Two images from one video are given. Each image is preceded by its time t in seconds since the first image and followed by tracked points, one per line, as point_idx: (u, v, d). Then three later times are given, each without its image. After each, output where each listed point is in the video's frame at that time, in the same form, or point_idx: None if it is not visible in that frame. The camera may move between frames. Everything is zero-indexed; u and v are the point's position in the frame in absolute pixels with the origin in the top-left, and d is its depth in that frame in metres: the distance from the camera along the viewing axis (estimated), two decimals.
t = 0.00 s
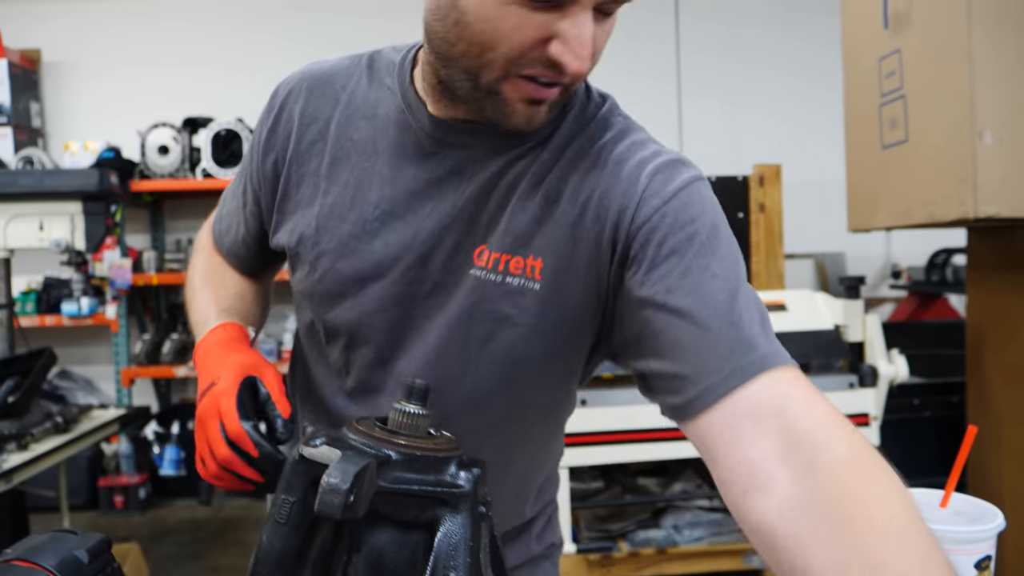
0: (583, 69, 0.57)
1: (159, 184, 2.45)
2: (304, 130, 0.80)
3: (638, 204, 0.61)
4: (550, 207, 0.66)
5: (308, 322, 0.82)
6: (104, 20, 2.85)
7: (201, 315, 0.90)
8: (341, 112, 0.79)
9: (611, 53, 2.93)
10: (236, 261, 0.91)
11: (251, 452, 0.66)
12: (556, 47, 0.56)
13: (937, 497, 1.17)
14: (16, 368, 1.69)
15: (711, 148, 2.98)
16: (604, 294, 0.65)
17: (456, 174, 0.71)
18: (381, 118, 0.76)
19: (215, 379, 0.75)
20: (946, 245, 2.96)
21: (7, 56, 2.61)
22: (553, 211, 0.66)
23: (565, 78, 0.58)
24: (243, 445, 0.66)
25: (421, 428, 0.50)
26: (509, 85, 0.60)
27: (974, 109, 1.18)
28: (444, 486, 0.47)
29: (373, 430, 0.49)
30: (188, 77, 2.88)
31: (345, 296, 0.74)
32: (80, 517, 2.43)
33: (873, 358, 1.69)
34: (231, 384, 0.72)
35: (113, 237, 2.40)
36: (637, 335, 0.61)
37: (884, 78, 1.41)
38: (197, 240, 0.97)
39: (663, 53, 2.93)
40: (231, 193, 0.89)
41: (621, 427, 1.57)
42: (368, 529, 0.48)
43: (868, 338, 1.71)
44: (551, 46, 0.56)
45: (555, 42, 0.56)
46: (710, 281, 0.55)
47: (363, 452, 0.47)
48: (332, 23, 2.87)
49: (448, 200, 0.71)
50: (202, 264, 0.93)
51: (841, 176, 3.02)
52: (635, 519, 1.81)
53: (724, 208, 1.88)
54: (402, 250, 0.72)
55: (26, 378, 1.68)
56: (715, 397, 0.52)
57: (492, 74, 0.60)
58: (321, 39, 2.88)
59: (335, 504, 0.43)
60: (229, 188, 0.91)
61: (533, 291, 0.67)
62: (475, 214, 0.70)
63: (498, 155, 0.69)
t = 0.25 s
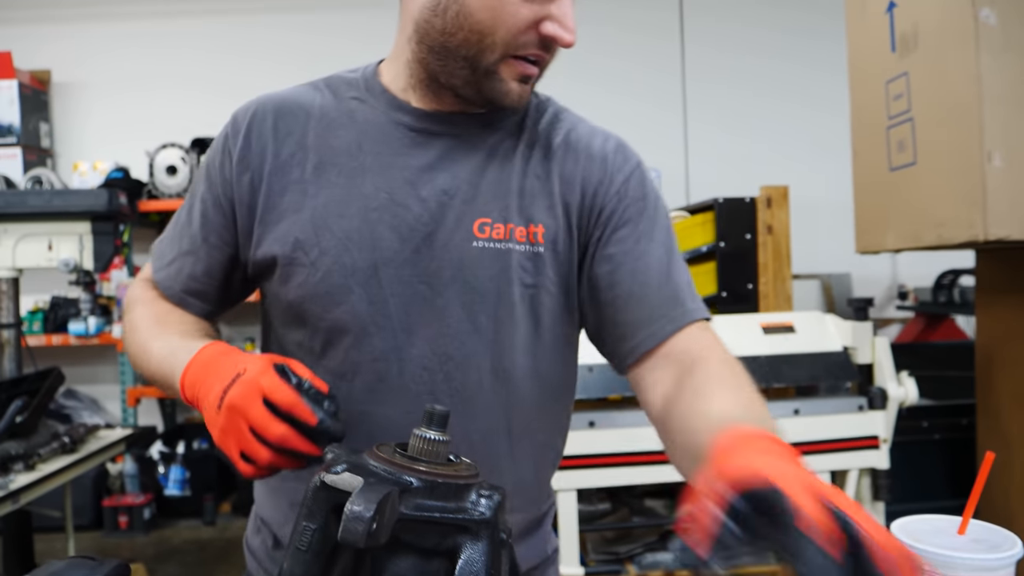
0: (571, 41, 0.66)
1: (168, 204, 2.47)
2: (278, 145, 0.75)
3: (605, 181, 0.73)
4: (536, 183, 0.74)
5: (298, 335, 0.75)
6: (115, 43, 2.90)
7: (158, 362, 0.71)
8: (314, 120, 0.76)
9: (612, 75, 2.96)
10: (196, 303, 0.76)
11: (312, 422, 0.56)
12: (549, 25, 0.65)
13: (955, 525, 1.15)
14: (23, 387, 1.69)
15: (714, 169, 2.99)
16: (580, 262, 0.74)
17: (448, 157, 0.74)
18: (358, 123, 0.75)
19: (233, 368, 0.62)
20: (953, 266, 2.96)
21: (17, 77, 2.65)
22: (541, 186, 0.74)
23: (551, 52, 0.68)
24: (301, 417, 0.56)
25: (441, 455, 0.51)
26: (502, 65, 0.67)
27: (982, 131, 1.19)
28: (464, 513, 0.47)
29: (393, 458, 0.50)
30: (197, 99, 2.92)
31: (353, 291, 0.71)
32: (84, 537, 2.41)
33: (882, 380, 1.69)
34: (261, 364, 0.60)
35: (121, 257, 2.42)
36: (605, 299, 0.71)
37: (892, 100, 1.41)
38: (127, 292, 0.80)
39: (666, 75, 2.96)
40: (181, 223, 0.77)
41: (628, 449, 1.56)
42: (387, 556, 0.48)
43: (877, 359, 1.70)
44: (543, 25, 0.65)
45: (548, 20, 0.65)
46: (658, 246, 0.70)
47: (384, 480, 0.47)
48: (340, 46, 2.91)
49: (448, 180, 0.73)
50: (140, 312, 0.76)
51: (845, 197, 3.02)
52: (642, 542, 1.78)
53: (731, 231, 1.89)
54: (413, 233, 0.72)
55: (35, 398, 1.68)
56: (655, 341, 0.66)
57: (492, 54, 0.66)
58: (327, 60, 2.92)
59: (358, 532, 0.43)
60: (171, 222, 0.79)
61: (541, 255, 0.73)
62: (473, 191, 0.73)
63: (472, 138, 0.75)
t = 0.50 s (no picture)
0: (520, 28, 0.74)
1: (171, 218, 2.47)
2: (256, 150, 0.74)
3: (575, 188, 0.85)
4: (513, 178, 0.80)
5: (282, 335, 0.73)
6: (121, 59, 2.93)
7: (136, 369, 0.65)
8: (290, 129, 0.76)
9: (615, 90, 2.98)
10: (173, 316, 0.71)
11: (333, 365, 0.58)
12: (504, 12, 0.73)
13: (966, 544, 1.14)
14: (27, 402, 1.69)
15: (717, 183, 3.00)
16: (555, 254, 0.82)
17: (430, 153, 0.78)
18: (330, 131, 0.77)
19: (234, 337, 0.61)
20: (956, 281, 2.95)
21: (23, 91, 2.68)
22: (522, 181, 0.81)
23: (506, 43, 0.75)
24: (321, 361, 0.58)
25: (456, 474, 0.52)
26: (463, 57, 0.74)
27: (987, 148, 1.19)
28: (480, 533, 0.49)
29: (410, 477, 0.51)
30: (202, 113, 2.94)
31: (346, 279, 0.71)
32: (86, 552, 2.40)
33: (887, 397, 1.66)
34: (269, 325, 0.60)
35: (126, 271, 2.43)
36: (576, 292, 0.84)
37: (896, 117, 1.42)
38: (87, 314, 0.73)
39: (668, 90, 2.98)
40: (150, 237, 0.73)
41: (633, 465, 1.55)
42: None
43: (883, 375, 1.67)
44: (499, 12, 0.72)
45: (503, 7, 0.73)
46: (616, 251, 0.85)
47: (401, 499, 0.49)
48: (344, 61, 2.94)
49: (430, 172, 0.76)
50: (109, 327, 0.70)
51: (847, 211, 3.03)
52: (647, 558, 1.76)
53: (736, 246, 1.89)
54: (402, 221, 0.74)
55: (39, 413, 1.68)
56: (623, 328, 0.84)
57: (456, 47, 0.73)
58: (332, 75, 2.94)
59: (376, 553, 0.44)
60: (135, 242, 0.75)
61: (529, 240, 0.78)
62: (457, 182, 0.77)
63: (445, 137, 0.79)
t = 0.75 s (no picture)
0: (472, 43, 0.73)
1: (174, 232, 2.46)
2: (255, 172, 0.75)
3: (561, 198, 0.87)
4: (504, 187, 0.82)
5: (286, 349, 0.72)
6: (127, 74, 2.96)
7: (181, 406, 0.65)
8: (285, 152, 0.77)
9: (617, 105, 2.99)
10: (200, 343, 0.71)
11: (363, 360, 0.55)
12: (454, 31, 0.72)
13: (980, 564, 1.13)
14: (29, 417, 1.68)
15: (718, 198, 3.00)
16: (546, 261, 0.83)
17: (423, 168, 0.79)
18: (326, 152, 0.78)
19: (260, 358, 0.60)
20: (959, 296, 2.95)
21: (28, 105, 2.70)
22: (512, 189, 0.82)
23: (464, 59, 0.74)
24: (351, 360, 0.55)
25: (470, 494, 0.53)
26: (421, 76, 0.73)
27: (992, 165, 1.19)
28: (494, 554, 0.49)
29: (425, 497, 0.51)
30: (207, 127, 2.96)
31: (349, 284, 0.71)
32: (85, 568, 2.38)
33: (892, 413, 1.66)
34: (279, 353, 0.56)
35: (129, 285, 2.43)
36: (565, 300, 0.84)
37: (900, 133, 1.43)
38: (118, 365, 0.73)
39: (669, 105, 3.00)
40: (154, 274, 0.72)
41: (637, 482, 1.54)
42: None
43: (888, 392, 1.68)
44: (450, 31, 0.72)
45: (453, 25, 0.72)
46: (602, 258, 0.87)
47: (415, 519, 0.49)
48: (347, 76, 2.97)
49: (424, 182, 0.78)
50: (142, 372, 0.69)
51: (848, 226, 3.03)
52: None
53: (739, 262, 1.89)
54: (399, 228, 0.74)
55: (41, 428, 1.67)
56: (610, 334, 0.85)
57: (411, 64, 0.73)
58: (335, 91, 2.97)
59: (391, 574, 0.44)
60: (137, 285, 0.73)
61: (524, 244, 0.79)
62: (451, 191, 0.78)
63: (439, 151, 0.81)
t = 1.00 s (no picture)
0: (436, 76, 0.71)
1: (173, 239, 2.46)
2: (266, 185, 0.76)
3: (570, 207, 0.85)
4: (511, 199, 0.81)
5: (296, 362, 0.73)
6: (127, 81, 2.96)
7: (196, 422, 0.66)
8: (294, 168, 0.78)
9: (615, 114, 3.01)
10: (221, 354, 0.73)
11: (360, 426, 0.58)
12: (417, 66, 0.71)
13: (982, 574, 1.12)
14: (26, 425, 1.68)
15: (716, 207, 3.01)
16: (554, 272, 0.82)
17: (430, 182, 0.79)
18: (336, 167, 0.79)
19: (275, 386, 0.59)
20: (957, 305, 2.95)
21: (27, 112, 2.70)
22: (518, 201, 0.81)
23: (435, 90, 0.73)
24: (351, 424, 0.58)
25: (476, 506, 0.51)
26: (397, 107, 0.74)
27: (990, 175, 1.20)
28: (500, 565, 0.49)
29: (431, 510, 0.51)
30: (207, 134, 2.96)
31: (353, 299, 0.71)
32: None
33: (891, 422, 1.66)
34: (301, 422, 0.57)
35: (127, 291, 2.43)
36: (575, 312, 0.83)
37: (899, 143, 1.44)
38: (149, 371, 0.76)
39: (667, 114, 3.01)
40: (177, 284, 0.74)
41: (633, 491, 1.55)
42: None
43: (887, 401, 1.67)
44: (414, 66, 0.72)
45: (417, 60, 0.71)
46: (613, 267, 0.85)
47: (421, 533, 0.48)
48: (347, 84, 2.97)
49: (430, 195, 0.78)
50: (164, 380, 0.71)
51: (846, 235, 3.04)
52: None
53: (738, 271, 1.89)
54: (403, 241, 0.74)
55: (38, 436, 1.67)
56: (620, 347, 0.83)
57: (382, 97, 0.74)
58: (334, 99, 2.97)
59: None
60: (155, 295, 0.75)
61: (529, 256, 0.78)
62: (457, 205, 0.78)
63: (450, 162, 0.81)
